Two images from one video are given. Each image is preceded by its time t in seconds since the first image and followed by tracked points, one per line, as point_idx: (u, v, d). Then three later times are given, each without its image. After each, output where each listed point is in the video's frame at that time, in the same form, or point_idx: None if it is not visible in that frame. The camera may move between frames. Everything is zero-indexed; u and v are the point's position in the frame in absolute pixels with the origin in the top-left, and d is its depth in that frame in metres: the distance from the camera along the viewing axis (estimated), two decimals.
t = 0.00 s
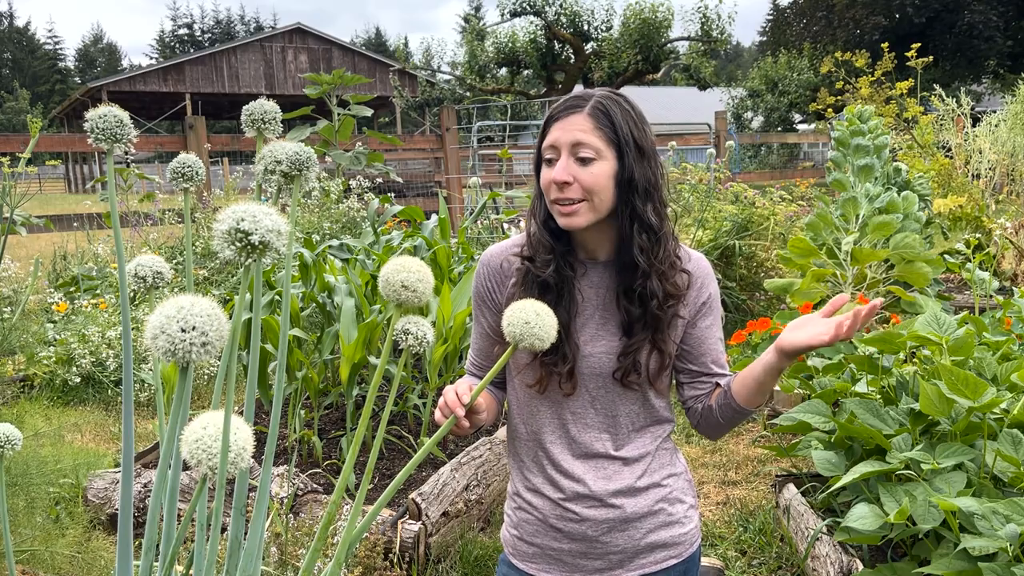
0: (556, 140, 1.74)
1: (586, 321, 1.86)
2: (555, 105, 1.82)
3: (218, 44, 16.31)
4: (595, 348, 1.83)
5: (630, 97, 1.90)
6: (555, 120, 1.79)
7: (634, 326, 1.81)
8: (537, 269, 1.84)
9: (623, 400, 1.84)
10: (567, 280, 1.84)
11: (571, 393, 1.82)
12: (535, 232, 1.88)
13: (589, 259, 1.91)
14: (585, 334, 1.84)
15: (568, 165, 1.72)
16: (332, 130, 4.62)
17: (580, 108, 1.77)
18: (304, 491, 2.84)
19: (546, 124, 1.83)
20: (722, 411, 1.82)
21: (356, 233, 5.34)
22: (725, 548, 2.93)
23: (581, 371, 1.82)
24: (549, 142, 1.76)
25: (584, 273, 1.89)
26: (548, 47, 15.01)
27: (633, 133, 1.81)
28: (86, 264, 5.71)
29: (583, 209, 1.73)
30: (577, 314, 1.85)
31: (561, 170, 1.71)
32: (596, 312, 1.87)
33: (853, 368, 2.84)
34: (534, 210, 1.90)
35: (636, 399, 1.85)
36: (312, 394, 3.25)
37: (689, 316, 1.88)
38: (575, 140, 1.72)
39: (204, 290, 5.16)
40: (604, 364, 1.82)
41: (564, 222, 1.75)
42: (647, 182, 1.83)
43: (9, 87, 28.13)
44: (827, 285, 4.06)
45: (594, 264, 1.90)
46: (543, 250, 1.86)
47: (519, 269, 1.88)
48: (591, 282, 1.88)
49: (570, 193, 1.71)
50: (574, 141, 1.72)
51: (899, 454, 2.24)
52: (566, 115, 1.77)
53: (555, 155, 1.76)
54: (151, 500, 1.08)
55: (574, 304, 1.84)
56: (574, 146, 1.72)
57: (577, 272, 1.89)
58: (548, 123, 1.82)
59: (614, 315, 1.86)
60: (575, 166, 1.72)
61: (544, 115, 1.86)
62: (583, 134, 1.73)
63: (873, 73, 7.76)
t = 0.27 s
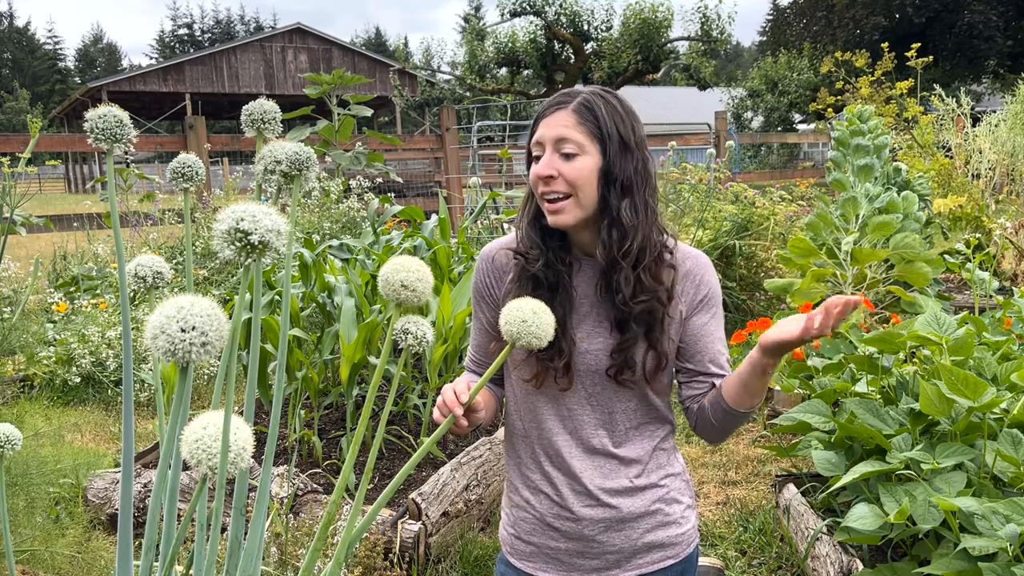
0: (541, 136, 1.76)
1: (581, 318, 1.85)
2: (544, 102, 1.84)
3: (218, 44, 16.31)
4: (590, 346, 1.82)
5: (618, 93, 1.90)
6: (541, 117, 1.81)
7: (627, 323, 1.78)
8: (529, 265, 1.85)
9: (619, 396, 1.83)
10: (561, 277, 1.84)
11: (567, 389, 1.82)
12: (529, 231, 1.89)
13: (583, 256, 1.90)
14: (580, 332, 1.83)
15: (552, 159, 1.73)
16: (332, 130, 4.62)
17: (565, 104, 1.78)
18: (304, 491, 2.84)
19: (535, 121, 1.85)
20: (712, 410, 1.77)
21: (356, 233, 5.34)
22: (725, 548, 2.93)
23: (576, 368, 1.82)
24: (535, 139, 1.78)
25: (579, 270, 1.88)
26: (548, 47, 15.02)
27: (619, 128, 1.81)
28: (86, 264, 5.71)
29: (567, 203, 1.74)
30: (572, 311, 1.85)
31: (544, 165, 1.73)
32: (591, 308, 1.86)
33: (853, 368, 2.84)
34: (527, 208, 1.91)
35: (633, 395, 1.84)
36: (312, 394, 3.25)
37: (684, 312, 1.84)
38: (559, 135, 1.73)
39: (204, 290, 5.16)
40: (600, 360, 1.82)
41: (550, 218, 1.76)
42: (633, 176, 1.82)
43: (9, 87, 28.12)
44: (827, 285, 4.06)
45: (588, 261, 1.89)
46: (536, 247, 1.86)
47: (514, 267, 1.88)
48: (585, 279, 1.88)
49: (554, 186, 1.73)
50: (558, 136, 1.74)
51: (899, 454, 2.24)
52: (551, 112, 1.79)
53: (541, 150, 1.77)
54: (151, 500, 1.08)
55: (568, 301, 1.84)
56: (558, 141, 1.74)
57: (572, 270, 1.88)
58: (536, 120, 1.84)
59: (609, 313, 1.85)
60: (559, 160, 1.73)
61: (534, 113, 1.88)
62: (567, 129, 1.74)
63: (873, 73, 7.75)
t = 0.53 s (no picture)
0: (582, 134, 1.73)
1: (578, 317, 1.84)
2: (568, 100, 1.79)
3: (218, 44, 16.31)
4: (588, 343, 1.82)
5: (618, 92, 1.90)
6: (573, 113, 1.77)
7: (624, 314, 1.80)
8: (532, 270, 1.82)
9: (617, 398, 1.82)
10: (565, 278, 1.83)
11: (565, 393, 1.81)
12: (536, 234, 1.86)
13: (584, 255, 1.88)
14: (577, 329, 1.83)
15: (598, 161, 1.71)
16: (332, 129, 4.62)
17: (599, 103, 1.77)
18: (304, 491, 2.84)
19: (558, 116, 1.80)
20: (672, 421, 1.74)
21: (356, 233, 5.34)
22: (725, 548, 2.93)
23: (574, 368, 1.81)
24: (573, 136, 1.74)
25: (578, 270, 1.87)
26: (548, 47, 15.02)
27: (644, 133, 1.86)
28: (86, 264, 5.71)
29: (611, 206, 1.73)
30: (571, 311, 1.83)
31: (592, 164, 1.71)
32: (589, 306, 1.85)
33: (853, 368, 2.84)
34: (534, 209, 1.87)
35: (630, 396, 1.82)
36: (311, 394, 3.25)
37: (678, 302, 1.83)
38: (604, 136, 1.72)
39: (204, 290, 5.16)
40: (598, 357, 1.81)
41: (589, 217, 1.73)
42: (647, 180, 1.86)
43: (9, 87, 28.12)
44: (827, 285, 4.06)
45: (589, 260, 1.88)
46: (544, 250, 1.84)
47: (516, 271, 1.85)
48: (585, 279, 1.86)
49: (600, 188, 1.71)
50: (603, 136, 1.73)
51: (899, 454, 2.24)
52: (586, 110, 1.76)
53: (580, 151, 1.74)
54: (151, 500, 1.08)
55: (567, 304, 1.83)
56: (603, 141, 1.73)
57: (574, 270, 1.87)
58: (561, 115, 1.79)
59: (606, 308, 1.84)
60: (606, 163, 1.72)
61: (553, 107, 1.83)
62: (609, 130, 1.74)
63: (873, 73, 7.75)
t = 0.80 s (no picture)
0: (598, 142, 1.73)
1: (569, 314, 1.85)
2: (589, 100, 1.77)
3: (218, 44, 16.30)
4: (580, 342, 1.85)
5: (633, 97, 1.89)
6: (592, 117, 1.75)
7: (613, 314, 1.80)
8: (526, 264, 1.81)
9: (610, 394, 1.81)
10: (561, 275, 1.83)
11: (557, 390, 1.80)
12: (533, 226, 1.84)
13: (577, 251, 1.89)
14: (568, 327, 1.85)
15: (608, 172, 1.72)
16: (332, 129, 4.62)
17: (618, 113, 1.76)
18: (304, 491, 2.84)
19: (577, 114, 1.76)
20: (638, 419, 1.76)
21: (356, 233, 5.34)
22: (724, 548, 2.93)
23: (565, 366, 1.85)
24: (590, 142, 1.73)
25: (571, 267, 1.87)
26: (548, 46, 15.01)
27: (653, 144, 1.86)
28: (86, 264, 5.71)
29: (611, 216, 1.76)
30: (562, 308, 1.85)
31: (603, 176, 1.72)
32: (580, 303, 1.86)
33: (853, 368, 2.84)
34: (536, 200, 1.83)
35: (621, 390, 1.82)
36: (311, 394, 3.25)
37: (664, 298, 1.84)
38: (620, 150, 1.73)
39: (204, 290, 5.15)
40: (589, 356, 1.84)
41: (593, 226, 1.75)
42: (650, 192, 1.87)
43: (9, 87, 28.09)
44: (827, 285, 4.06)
45: (581, 257, 1.88)
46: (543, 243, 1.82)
47: (511, 261, 1.84)
48: (578, 276, 1.87)
49: (605, 200, 1.73)
50: (619, 148, 1.73)
51: (899, 454, 2.24)
52: (606, 116, 1.75)
53: (593, 158, 1.74)
54: (151, 499, 1.08)
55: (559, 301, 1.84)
56: (617, 153, 1.73)
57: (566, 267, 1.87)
58: (580, 114, 1.76)
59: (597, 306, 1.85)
60: (615, 175, 1.73)
61: (570, 103, 1.80)
62: (625, 142, 1.74)
63: (873, 73, 7.75)
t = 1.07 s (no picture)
0: (580, 144, 1.72)
1: (568, 321, 1.85)
2: (567, 103, 1.77)
3: (218, 44, 16.30)
4: (576, 348, 1.84)
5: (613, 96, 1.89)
6: (572, 119, 1.74)
7: (612, 322, 1.80)
8: (523, 272, 1.82)
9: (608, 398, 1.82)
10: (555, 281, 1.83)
11: (554, 397, 1.81)
12: (523, 233, 1.84)
13: (574, 259, 1.89)
14: (566, 334, 1.84)
15: (592, 172, 1.72)
16: (332, 129, 4.62)
17: (598, 111, 1.75)
18: (304, 491, 2.84)
19: (556, 118, 1.77)
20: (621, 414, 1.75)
21: (356, 233, 5.34)
22: (725, 548, 2.93)
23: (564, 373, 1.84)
24: (570, 145, 1.73)
25: (568, 273, 1.87)
26: (548, 46, 15.01)
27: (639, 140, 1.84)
28: (86, 264, 5.71)
29: (601, 216, 1.74)
30: (561, 315, 1.85)
31: (586, 177, 1.71)
32: (578, 310, 1.86)
33: (853, 368, 2.84)
34: (524, 209, 1.84)
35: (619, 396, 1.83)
36: (311, 394, 3.25)
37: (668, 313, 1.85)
38: (601, 148, 1.72)
39: (204, 290, 5.15)
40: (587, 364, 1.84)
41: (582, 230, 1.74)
42: (642, 191, 1.85)
43: (9, 87, 28.08)
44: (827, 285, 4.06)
45: (578, 264, 1.88)
46: (534, 252, 1.83)
47: (505, 271, 1.84)
48: (575, 282, 1.87)
49: (593, 200, 1.72)
50: (601, 149, 1.72)
51: (899, 454, 2.24)
52: (586, 117, 1.74)
53: (574, 159, 1.74)
54: (151, 499, 1.08)
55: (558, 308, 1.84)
56: (599, 153, 1.73)
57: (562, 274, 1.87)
58: (559, 118, 1.76)
59: (597, 314, 1.85)
60: (599, 174, 1.72)
61: (551, 107, 1.80)
62: (607, 142, 1.73)
63: (873, 73, 7.75)
